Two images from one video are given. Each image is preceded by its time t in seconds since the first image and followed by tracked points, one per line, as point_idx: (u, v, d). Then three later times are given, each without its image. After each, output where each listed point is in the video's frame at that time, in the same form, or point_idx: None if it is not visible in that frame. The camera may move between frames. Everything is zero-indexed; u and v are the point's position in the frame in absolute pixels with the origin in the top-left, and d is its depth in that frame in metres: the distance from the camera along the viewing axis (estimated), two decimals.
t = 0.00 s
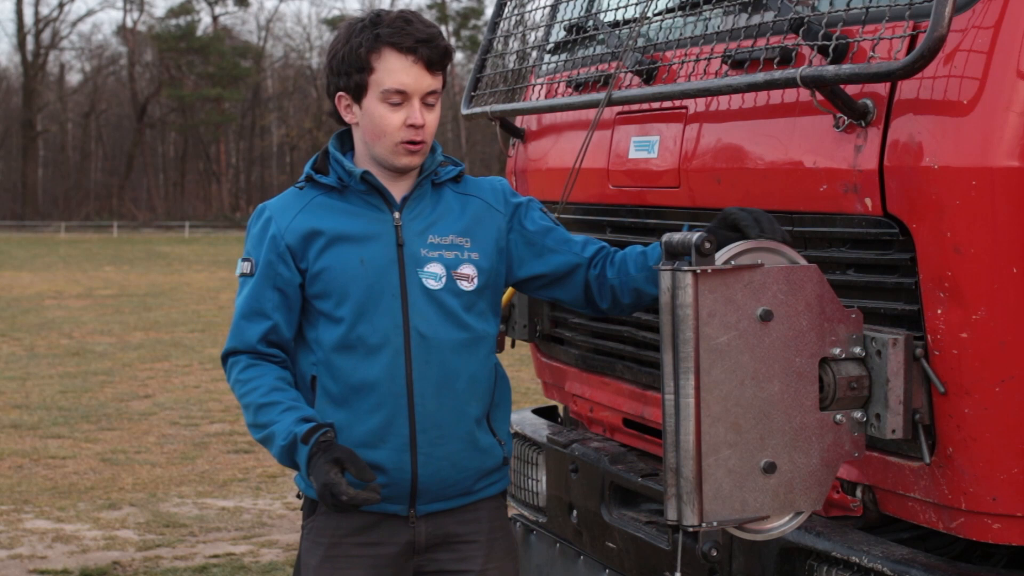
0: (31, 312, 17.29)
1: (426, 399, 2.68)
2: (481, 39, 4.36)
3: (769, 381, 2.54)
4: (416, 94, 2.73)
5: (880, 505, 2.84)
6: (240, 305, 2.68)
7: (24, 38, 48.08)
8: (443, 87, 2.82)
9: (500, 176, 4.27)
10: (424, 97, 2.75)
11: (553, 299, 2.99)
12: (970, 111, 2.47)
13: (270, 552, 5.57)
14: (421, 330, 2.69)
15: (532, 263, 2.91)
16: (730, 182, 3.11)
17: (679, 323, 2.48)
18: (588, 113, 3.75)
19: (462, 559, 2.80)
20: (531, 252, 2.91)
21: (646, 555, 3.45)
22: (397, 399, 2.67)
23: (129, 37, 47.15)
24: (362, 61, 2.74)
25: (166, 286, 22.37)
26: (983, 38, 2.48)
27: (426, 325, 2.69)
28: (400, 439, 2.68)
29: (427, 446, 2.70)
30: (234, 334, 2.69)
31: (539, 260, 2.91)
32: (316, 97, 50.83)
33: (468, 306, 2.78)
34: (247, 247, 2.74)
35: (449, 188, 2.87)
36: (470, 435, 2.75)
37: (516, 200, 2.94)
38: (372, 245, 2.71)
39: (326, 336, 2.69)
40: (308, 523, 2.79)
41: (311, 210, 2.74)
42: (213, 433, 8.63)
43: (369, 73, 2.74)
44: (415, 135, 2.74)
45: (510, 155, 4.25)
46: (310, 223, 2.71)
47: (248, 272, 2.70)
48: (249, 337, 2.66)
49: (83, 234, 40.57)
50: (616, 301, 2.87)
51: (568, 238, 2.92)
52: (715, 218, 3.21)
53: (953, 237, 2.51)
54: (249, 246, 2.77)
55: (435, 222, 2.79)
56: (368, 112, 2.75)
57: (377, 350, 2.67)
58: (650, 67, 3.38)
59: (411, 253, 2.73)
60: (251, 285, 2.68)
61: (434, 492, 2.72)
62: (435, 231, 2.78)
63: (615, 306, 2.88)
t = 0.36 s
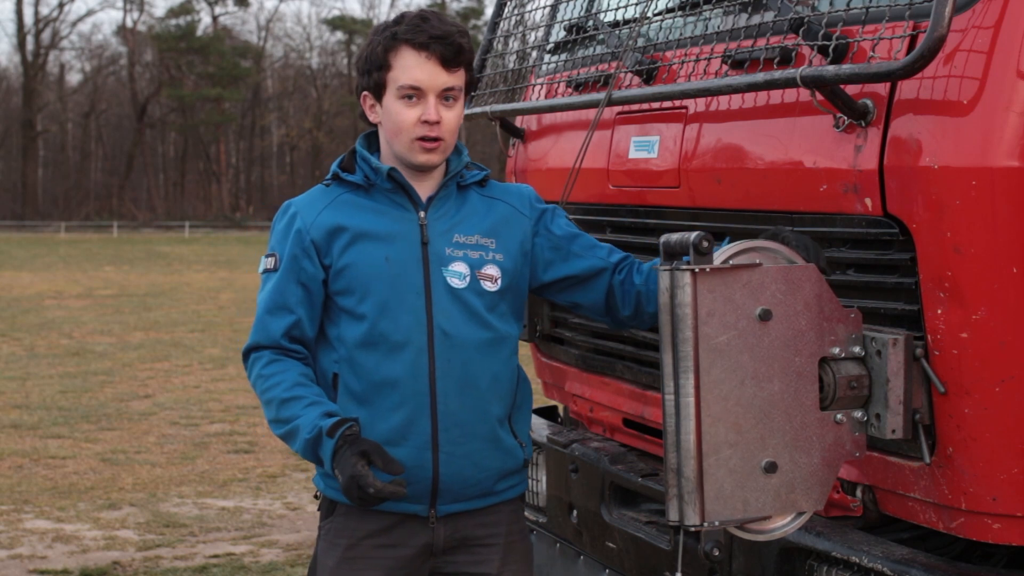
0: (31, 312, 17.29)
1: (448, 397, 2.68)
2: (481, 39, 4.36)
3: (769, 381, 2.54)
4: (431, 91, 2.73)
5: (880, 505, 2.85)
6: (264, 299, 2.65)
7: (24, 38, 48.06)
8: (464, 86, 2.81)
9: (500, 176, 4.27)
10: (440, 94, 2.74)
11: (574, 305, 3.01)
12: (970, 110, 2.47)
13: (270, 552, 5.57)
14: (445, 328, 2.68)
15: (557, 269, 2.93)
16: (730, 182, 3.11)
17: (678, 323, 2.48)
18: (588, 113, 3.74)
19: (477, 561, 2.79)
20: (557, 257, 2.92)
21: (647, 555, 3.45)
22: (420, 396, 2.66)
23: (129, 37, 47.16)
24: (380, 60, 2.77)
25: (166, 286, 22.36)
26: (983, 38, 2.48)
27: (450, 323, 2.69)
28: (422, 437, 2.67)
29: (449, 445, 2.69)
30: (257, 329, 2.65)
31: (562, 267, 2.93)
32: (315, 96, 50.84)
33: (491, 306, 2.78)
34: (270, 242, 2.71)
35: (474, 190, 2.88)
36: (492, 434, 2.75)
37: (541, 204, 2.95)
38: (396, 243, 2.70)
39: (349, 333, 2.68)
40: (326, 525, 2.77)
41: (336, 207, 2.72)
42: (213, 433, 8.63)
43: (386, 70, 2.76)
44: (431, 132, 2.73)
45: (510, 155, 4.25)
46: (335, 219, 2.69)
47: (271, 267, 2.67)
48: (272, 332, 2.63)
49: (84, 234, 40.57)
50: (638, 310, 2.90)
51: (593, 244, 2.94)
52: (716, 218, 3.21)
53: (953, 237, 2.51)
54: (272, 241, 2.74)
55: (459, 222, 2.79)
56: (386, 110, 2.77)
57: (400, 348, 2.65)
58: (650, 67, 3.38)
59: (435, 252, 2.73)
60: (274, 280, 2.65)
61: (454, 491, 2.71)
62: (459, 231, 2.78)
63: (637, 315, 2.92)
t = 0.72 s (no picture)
0: (31, 312, 17.29)
1: (456, 397, 2.67)
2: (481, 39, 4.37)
3: (769, 381, 2.54)
4: (442, 90, 2.73)
5: (880, 505, 2.85)
6: (273, 296, 2.65)
7: (24, 38, 48.04)
8: (476, 86, 2.81)
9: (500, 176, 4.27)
10: (452, 93, 2.75)
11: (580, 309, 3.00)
12: (970, 111, 2.47)
13: (270, 552, 5.57)
14: (453, 328, 2.68)
15: (563, 273, 2.92)
16: (730, 182, 3.11)
17: (678, 322, 2.48)
18: (588, 113, 3.74)
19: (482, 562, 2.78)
20: (564, 261, 2.92)
21: (646, 555, 3.45)
22: (427, 396, 2.66)
23: (130, 37, 47.17)
24: (393, 58, 2.77)
25: (166, 286, 22.36)
26: (983, 38, 2.48)
27: (459, 324, 2.69)
28: (429, 436, 2.67)
29: (456, 444, 2.69)
30: (266, 326, 2.65)
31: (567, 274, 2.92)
32: (315, 96, 50.85)
33: (499, 307, 2.78)
34: (280, 239, 2.72)
35: (485, 191, 2.88)
36: (498, 436, 2.74)
37: (551, 208, 2.95)
38: (405, 242, 2.70)
39: (357, 331, 2.68)
40: (332, 524, 2.77)
41: (347, 205, 2.73)
42: (213, 433, 8.63)
43: (398, 68, 2.76)
44: (441, 131, 2.73)
45: (510, 155, 4.25)
46: (346, 217, 2.70)
47: (281, 264, 2.68)
48: (281, 329, 2.63)
49: (84, 234, 40.57)
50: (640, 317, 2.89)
51: (601, 250, 2.94)
52: (716, 218, 3.21)
53: (953, 237, 2.51)
54: (283, 238, 2.75)
55: (469, 223, 2.80)
56: (398, 108, 2.77)
57: (409, 347, 2.65)
58: (650, 67, 3.38)
59: (445, 252, 2.73)
60: (284, 276, 2.65)
61: (460, 491, 2.71)
62: (470, 232, 2.78)
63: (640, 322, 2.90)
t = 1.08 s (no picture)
0: (31, 312, 17.28)
1: (464, 394, 2.67)
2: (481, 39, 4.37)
3: (769, 380, 2.54)
4: (451, 90, 2.73)
5: (880, 505, 2.85)
6: (285, 289, 2.65)
7: (24, 38, 48.03)
8: (484, 85, 2.81)
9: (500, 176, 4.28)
10: (460, 93, 2.75)
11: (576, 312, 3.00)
12: (970, 110, 2.47)
13: (270, 552, 5.57)
14: (464, 327, 2.68)
15: (565, 278, 2.93)
16: (730, 182, 3.11)
17: (677, 322, 2.48)
18: (588, 113, 3.74)
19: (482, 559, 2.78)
20: (566, 264, 2.92)
21: (646, 555, 3.45)
22: (437, 393, 2.66)
23: (129, 37, 47.18)
24: (402, 58, 2.77)
25: (166, 286, 22.35)
26: (982, 38, 2.48)
27: (469, 322, 2.69)
28: (437, 433, 2.67)
29: (463, 441, 2.69)
30: (279, 320, 2.64)
31: (567, 277, 2.93)
32: (315, 96, 50.85)
33: (509, 306, 2.78)
34: (293, 233, 2.71)
35: (495, 190, 2.88)
36: (504, 434, 2.74)
37: (560, 208, 2.95)
38: (418, 239, 2.70)
39: (368, 327, 2.68)
40: (337, 518, 2.77)
41: (361, 200, 2.72)
42: (213, 433, 8.63)
43: (407, 69, 2.76)
44: (451, 129, 2.74)
45: (510, 155, 4.25)
46: (359, 213, 2.69)
47: (294, 257, 2.67)
48: (295, 323, 2.62)
49: (83, 234, 40.57)
50: (633, 323, 2.89)
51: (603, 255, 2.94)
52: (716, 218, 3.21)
53: (953, 237, 2.51)
54: (294, 231, 2.74)
55: (481, 221, 2.79)
56: (407, 109, 2.77)
57: (419, 343, 2.65)
58: (650, 67, 3.38)
59: (456, 250, 2.73)
60: (297, 270, 2.64)
61: (465, 486, 2.72)
62: (481, 230, 2.78)
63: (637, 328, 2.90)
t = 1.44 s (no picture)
0: (31, 312, 17.29)
1: (444, 392, 2.67)
2: (481, 39, 4.36)
3: (769, 381, 2.54)
4: (434, 92, 2.73)
5: (880, 505, 2.85)
6: (270, 291, 2.68)
7: (23, 38, 48.01)
8: (469, 89, 2.80)
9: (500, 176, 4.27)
10: (443, 96, 2.74)
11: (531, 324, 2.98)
12: (970, 110, 2.47)
13: (270, 552, 5.57)
14: (443, 325, 2.68)
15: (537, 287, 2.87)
16: (730, 182, 3.11)
17: (678, 322, 2.48)
18: (588, 113, 3.74)
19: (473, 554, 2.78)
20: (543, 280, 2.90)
21: (647, 555, 3.45)
22: (416, 391, 2.66)
23: (130, 37, 47.20)
24: (386, 61, 2.78)
25: (166, 286, 22.36)
26: (982, 38, 2.48)
27: (449, 320, 2.69)
28: (418, 431, 2.67)
29: (443, 439, 2.68)
30: (265, 321, 2.67)
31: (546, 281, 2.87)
32: (315, 96, 50.87)
33: (491, 305, 2.77)
34: (279, 237, 2.74)
35: (482, 190, 2.87)
36: (486, 431, 2.73)
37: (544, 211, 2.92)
38: (399, 239, 2.71)
39: (350, 327, 2.68)
40: (327, 518, 2.79)
41: (344, 202, 2.74)
42: (213, 433, 8.63)
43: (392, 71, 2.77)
44: (432, 133, 2.73)
45: (510, 155, 4.25)
46: (342, 214, 2.71)
47: (279, 260, 2.70)
48: (280, 324, 2.65)
49: (84, 234, 40.57)
50: (580, 346, 2.87)
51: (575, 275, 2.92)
52: (716, 218, 3.20)
53: (953, 237, 2.51)
54: (282, 236, 2.77)
55: (463, 221, 2.79)
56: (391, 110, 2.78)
57: (399, 342, 2.65)
58: (650, 67, 3.38)
59: (437, 250, 2.73)
60: (282, 273, 2.67)
61: (447, 484, 2.71)
62: (463, 230, 2.77)
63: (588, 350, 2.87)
